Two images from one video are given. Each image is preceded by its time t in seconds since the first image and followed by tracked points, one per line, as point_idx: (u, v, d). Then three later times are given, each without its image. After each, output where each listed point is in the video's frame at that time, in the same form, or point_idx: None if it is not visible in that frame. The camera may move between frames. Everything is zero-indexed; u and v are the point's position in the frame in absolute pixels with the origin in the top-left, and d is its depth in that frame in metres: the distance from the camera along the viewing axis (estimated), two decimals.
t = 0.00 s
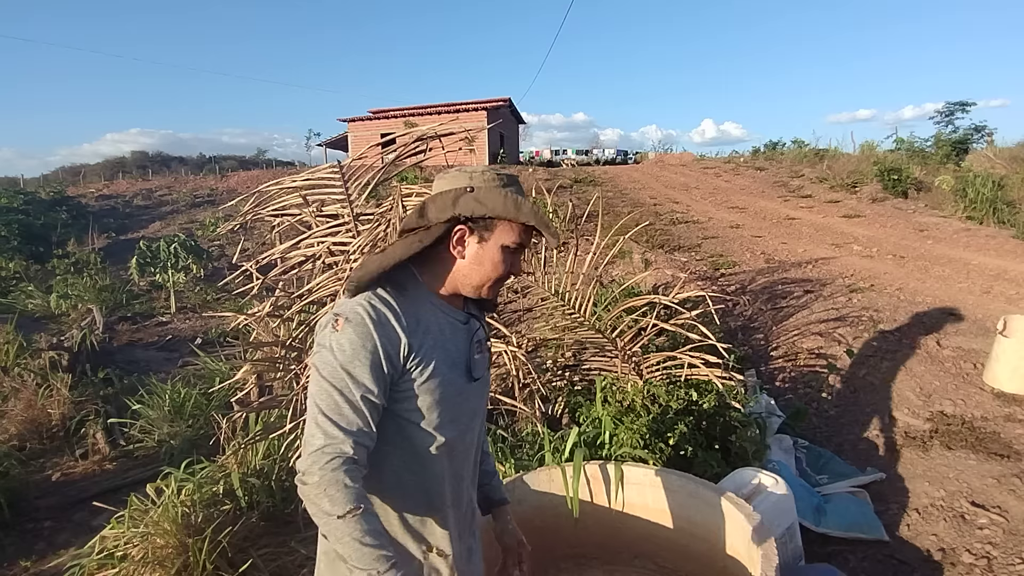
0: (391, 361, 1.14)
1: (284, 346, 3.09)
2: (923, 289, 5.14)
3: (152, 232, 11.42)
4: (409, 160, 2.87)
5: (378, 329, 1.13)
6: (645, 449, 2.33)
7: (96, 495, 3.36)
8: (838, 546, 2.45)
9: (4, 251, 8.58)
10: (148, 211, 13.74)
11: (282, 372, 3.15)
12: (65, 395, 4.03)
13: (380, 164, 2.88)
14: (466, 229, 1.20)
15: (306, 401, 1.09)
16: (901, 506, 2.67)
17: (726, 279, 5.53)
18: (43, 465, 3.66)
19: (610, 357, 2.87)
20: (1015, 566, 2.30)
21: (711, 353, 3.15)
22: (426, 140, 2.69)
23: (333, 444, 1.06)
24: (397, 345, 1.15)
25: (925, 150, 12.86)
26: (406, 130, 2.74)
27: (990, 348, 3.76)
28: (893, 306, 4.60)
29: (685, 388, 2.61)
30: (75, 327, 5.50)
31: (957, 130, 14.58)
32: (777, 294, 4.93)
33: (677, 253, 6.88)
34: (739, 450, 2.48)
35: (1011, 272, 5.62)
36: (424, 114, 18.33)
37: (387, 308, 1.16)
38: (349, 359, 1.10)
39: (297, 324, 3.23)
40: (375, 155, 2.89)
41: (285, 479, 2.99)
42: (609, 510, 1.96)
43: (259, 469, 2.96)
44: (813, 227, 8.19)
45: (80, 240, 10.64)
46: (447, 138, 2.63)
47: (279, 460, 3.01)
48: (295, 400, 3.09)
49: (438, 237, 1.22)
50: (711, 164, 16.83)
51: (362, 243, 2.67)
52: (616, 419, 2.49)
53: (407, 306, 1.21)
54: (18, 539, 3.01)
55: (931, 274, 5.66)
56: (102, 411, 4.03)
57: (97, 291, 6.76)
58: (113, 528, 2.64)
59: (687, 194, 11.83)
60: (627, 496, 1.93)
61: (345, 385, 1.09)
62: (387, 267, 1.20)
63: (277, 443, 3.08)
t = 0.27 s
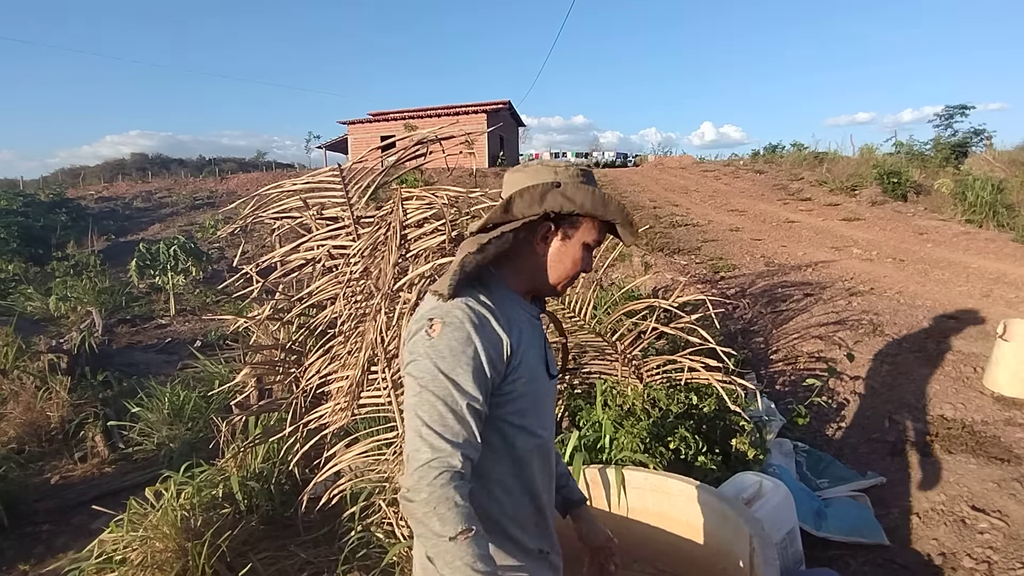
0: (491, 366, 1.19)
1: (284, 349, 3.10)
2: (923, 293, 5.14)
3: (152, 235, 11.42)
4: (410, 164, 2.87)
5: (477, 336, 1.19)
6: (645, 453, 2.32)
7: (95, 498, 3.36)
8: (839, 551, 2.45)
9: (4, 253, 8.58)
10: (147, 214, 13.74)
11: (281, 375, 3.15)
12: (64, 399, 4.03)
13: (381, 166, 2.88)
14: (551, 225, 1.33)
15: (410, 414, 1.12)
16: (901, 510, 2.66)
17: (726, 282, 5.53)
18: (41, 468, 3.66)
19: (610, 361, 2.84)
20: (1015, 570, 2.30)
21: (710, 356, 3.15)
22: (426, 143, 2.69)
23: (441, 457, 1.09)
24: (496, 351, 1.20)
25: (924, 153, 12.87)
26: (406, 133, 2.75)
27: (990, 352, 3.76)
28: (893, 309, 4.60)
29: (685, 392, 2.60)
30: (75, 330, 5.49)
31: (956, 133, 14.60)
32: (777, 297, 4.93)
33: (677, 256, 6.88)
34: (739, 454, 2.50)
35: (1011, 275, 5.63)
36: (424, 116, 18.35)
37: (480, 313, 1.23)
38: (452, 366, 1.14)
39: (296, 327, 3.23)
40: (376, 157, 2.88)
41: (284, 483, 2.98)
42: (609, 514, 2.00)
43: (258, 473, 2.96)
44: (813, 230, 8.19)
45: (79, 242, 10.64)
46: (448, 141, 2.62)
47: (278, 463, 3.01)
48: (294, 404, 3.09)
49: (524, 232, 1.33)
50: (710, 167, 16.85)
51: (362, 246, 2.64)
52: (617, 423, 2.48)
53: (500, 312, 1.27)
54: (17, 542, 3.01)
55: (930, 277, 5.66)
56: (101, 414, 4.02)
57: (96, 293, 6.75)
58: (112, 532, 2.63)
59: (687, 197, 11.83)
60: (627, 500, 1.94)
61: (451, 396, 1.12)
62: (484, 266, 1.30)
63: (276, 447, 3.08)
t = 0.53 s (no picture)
0: (643, 396, 1.11)
1: (284, 350, 3.10)
2: (923, 296, 5.14)
3: (152, 237, 11.42)
4: (410, 165, 2.87)
5: (633, 358, 1.12)
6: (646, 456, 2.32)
7: (94, 500, 3.35)
8: (840, 554, 2.44)
9: (4, 255, 8.57)
10: (147, 216, 13.75)
11: (281, 377, 3.15)
12: (63, 401, 4.02)
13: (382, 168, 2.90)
14: (685, 247, 1.29)
15: (556, 440, 1.04)
16: (903, 513, 2.66)
17: (726, 285, 5.53)
18: (40, 471, 3.65)
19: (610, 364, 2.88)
20: (1017, 573, 2.29)
21: (709, 359, 3.16)
22: (427, 146, 2.70)
23: (589, 492, 1.03)
24: (648, 381, 1.13)
25: (924, 155, 12.88)
26: (407, 136, 2.76)
27: (990, 355, 3.76)
28: (893, 312, 4.60)
29: (685, 395, 2.59)
30: (74, 332, 5.49)
31: (956, 136, 14.61)
32: (777, 300, 4.93)
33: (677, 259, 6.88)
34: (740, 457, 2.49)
35: (1011, 278, 5.63)
36: (424, 118, 18.36)
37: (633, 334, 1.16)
38: (610, 390, 1.06)
39: (296, 329, 3.22)
40: (376, 160, 2.91)
41: (284, 485, 2.98)
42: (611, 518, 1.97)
43: (257, 475, 2.95)
44: (813, 233, 8.19)
45: (80, 244, 10.65)
46: (448, 143, 2.63)
47: (278, 465, 3.00)
48: (294, 406, 3.10)
49: (661, 252, 1.26)
50: (710, 169, 16.86)
51: (362, 248, 2.65)
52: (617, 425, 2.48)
53: (645, 336, 1.20)
54: (15, 545, 3.00)
55: (931, 280, 5.66)
56: (100, 415, 4.02)
57: (95, 295, 6.75)
58: (111, 534, 2.63)
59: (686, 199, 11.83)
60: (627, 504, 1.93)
61: (604, 429, 1.04)
62: (628, 286, 1.22)
63: (275, 449, 3.07)
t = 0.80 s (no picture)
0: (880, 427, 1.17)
1: (285, 352, 3.11)
2: (923, 298, 5.14)
3: (152, 238, 11.43)
4: (410, 168, 2.88)
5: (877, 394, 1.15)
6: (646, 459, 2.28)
7: (94, 502, 3.35)
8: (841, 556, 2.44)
9: (4, 256, 8.58)
10: (146, 217, 13.75)
11: (281, 379, 3.15)
12: (63, 402, 4.02)
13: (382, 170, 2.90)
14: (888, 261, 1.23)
15: (848, 494, 1.10)
16: (903, 516, 2.66)
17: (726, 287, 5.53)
18: (40, 472, 3.66)
19: (611, 365, 2.90)
20: None
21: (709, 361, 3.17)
22: (427, 148, 2.70)
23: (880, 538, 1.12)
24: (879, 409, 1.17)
25: (924, 157, 12.89)
26: (407, 138, 2.76)
27: (990, 358, 3.76)
28: (893, 314, 4.60)
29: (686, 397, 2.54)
30: (74, 333, 5.49)
31: (956, 138, 14.62)
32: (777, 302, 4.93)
33: (677, 261, 6.89)
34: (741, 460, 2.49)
35: (1011, 280, 5.63)
36: (424, 120, 18.38)
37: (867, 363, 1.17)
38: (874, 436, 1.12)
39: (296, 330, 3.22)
40: (377, 162, 2.92)
41: (284, 487, 2.98)
42: (611, 521, 1.95)
43: (258, 477, 2.95)
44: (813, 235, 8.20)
45: (79, 246, 10.66)
46: (449, 146, 2.64)
47: (278, 467, 3.01)
48: (295, 408, 3.10)
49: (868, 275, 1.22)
50: (709, 171, 16.87)
51: (362, 250, 2.65)
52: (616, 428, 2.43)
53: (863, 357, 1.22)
54: (15, 546, 3.00)
55: (931, 282, 5.66)
56: (100, 417, 4.02)
57: (95, 296, 6.76)
58: (111, 536, 2.63)
59: (686, 201, 11.83)
60: (628, 506, 1.92)
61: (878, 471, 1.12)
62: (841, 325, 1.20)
63: (276, 450, 3.08)
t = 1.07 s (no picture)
0: None
1: (287, 352, 3.11)
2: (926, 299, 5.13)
3: (153, 238, 11.45)
4: (412, 168, 2.88)
5: None
6: (650, 460, 2.27)
7: (95, 502, 3.35)
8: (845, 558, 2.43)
9: (6, 257, 8.58)
10: (147, 217, 13.76)
11: (283, 379, 3.15)
12: (65, 403, 4.02)
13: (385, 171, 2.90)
14: None
15: None
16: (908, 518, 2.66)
17: (729, 288, 5.53)
18: (42, 472, 3.65)
19: (613, 366, 2.88)
20: None
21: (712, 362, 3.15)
22: (430, 148, 2.70)
23: None
24: None
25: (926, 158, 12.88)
26: (411, 138, 2.76)
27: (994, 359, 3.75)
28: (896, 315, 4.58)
29: (689, 398, 2.52)
30: (76, 333, 5.49)
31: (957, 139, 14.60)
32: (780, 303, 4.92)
33: (679, 261, 6.88)
34: (742, 460, 2.50)
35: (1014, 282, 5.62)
36: (425, 120, 18.37)
37: None
38: None
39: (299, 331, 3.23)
40: (379, 163, 2.92)
41: (286, 488, 2.97)
42: (614, 521, 1.94)
43: (259, 478, 2.95)
44: (815, 236, 8.18)
45: (81, 246, 10.67)
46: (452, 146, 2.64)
47: (280, 468, 3.00)
48: (297, 408, 3.10)
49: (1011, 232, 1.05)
50: (711, 172, 16.86)
51: (365, 251, 2.65)
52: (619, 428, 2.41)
53: None
54: (17, 547, 3.00)
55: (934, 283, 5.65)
56: (101, 418, 4.02)
57: (97, 296, 6.76)
58: (113, 537, 2.62)
59: (688, 202, 11.82)
60: (631, 507, 1.91)
61: None
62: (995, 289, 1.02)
63: (278, 451, 3.08)
